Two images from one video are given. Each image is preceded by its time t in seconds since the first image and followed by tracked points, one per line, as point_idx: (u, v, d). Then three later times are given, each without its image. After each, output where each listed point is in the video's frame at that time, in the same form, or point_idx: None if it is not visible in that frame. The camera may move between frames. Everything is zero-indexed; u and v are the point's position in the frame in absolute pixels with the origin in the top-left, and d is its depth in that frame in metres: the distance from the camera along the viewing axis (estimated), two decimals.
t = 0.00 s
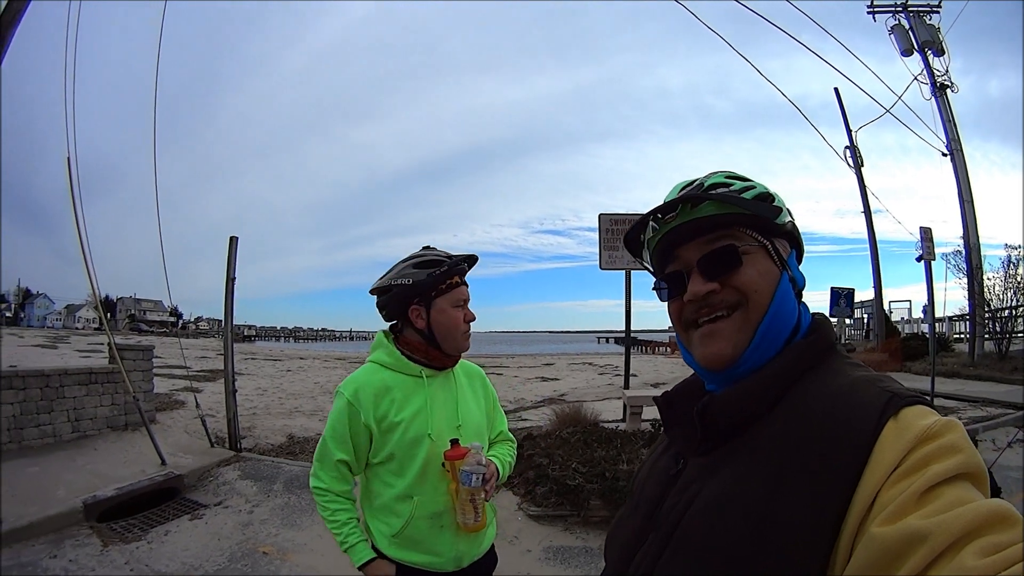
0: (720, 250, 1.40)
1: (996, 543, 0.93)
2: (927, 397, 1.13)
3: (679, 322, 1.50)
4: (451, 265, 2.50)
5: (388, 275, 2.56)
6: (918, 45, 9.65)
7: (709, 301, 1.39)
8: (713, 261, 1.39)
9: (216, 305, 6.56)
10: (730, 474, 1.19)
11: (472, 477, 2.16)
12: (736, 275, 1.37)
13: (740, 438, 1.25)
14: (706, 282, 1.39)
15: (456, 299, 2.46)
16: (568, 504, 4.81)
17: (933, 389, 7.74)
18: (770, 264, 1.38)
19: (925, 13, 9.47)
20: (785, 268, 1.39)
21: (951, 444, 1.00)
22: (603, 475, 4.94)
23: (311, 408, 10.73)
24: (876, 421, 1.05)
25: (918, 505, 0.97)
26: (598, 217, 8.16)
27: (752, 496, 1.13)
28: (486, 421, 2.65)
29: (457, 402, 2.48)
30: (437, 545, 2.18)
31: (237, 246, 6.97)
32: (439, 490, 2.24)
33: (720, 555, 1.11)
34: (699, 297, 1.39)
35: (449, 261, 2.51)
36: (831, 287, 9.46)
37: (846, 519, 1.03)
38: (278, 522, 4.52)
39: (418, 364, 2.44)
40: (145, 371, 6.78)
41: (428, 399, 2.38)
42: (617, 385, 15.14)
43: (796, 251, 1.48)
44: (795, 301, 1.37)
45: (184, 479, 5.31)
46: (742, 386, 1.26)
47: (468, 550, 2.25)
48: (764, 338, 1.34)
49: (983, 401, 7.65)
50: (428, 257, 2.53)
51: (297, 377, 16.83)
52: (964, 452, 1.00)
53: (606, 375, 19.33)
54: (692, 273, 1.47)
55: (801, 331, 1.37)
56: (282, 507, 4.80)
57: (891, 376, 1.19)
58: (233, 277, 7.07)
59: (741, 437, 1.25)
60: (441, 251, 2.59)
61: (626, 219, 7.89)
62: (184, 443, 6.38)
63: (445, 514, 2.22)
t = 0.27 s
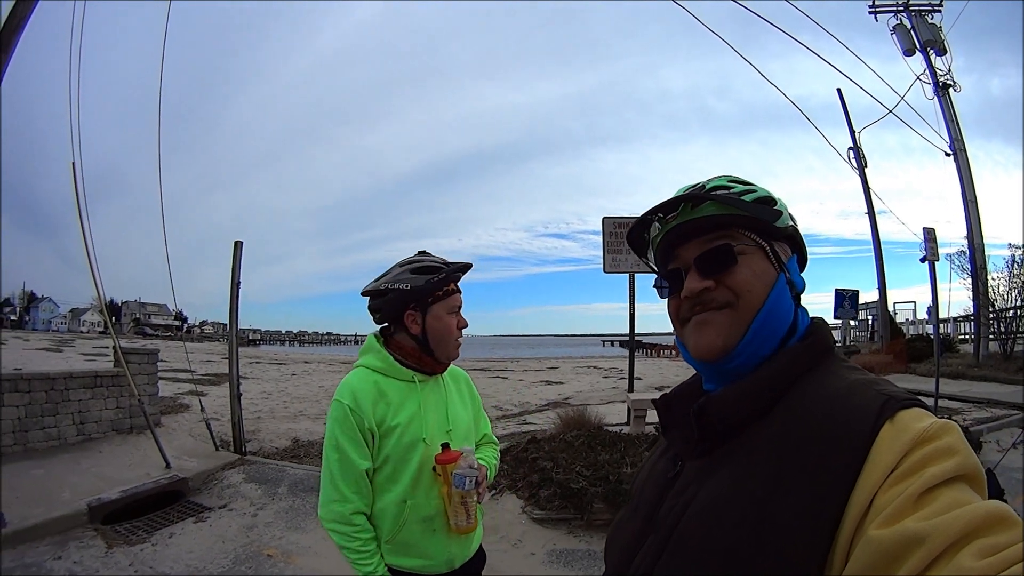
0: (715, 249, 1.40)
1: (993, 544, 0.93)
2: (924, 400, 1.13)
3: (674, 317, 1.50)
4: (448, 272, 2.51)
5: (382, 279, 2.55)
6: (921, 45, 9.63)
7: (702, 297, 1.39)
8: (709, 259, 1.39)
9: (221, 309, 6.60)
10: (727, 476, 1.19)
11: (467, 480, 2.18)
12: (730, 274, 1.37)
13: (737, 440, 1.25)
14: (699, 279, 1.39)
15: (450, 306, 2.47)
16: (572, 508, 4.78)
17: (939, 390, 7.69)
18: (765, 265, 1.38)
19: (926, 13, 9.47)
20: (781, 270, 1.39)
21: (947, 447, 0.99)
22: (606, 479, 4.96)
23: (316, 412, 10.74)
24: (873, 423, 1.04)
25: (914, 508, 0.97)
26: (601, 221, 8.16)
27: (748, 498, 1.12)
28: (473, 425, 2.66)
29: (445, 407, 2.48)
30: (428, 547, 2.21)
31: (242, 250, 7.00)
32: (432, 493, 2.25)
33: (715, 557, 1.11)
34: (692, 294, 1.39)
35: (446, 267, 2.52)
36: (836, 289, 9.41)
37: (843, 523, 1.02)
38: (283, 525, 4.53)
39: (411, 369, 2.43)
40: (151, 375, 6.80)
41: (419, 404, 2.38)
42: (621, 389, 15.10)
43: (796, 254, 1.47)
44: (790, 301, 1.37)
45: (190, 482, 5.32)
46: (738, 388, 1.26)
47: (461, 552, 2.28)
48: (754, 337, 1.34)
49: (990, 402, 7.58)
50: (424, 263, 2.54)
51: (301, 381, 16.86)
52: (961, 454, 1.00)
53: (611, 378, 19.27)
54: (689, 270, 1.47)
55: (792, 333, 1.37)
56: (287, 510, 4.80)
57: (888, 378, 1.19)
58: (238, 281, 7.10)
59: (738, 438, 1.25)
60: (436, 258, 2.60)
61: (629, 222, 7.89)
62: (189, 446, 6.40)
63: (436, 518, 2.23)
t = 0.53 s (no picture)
0: (709, 252, 1.40)
1: (991, 546, 0.94)
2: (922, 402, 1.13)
3: (670, 321, 1.49)
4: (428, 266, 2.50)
5: (365, 275, 2.56)
6: (922, 48, 9.65)
7: (699, 302, 1.38)
8: (704, 263, 1.39)
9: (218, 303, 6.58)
10: (725, 478, 1.19)
11: (460, 476, 2.20)
12: (725, 278, 1.37)
13: (735, 441, 1.25)
14: (695, 283, 1.39)
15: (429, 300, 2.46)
16: (567, 506, 4.80)
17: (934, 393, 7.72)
18: (761, 267, 1.38)
19: (928, 16, 9.48)
20: (778, 272, 1.39)
21: (946, 449, 1.00)
22: (602, 477, 4.98)
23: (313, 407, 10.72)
24: (871, 425, 1.05)
25: (913, 509, 0.97)
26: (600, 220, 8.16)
27: (746, 500, 1.13)
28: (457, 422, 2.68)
29: (432, 404, 2.49)
30: (418, 543, 2.21)
31: (240, 245, 6.99)
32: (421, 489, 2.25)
33: (713, 559, 1.11)
34: (689, 298, 1.38)
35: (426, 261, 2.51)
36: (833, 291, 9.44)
37: (841, 524, 1.03)
38: (279, 520, 4.53)
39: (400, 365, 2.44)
40: (147, 369, 6.78)
41: (407, 401, 2.38)
42: (618, 388, 15.11)
43: (793, 256, 1.47)
44: (787, 304, 1.37)
45: (186, 476, 5.31)
46: (736, 390, 1.26)
47: (450, 545, 2.30)
48: (752, 340, 1.34)
49: (985, 405, 7.61)
50: (406, 258, 2.53)
51: (298, 377, 16.83)
52: (959, 456, 1.00)
53: (608, 377, 19.29)
54: (685, 274, 1.47)
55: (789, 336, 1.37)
56: (283, 506, 4.80)
57: (886, 380, 1.19)
58: (236, 276, 7.08)
59: (736, 440, 1.25)
60: (419, 252, 2.59)
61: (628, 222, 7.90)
62: (185, 440, 6.39)
63: (426, 513, 2.24)
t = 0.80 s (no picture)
0: (708, 253, 1.40)
1: (991, 545, 0.93)
2: (923, 403, 1.13)
3: (671, 321, 1.50)
4: (389, 265, 2.51)
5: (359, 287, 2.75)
6: (922, 52, 9.66)
7: (699, 302, 1.38)
8: (704, 264, 1.39)
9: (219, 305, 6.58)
10: (726, 479, 1.19)
11: (445, 477, 2.19)
12: (725, 279, 1.37)
13: (735, 442, 1.25)
14: (695, 284, 1.39)
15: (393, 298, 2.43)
16: (567, 509, 4.79)
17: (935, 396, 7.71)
18: (760, 268, 1.38)
19: (928, 20, 9.50)
20: (779, 273, 1.39)
21: (947, 448, 1.00)
22: (602, 480, 4.96)
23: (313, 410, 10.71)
24: (872, 426, 1.05)
25: (913, 510, 0.97)
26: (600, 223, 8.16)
27: (746, 502, 1.12)
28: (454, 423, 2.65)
29: (426, 405, 2.47)
30: (406, 543, 2.19)
31: (241, 246, 6.99)
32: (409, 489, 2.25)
33: (714, 561, 1.11)
34: (688, 300, 1.39)
35: (386, 260, 2.51)
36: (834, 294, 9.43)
37: (842, 525, 1.03)
38: (278, 522, 4.52)
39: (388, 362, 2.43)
40: (147, 370, 6.78)
41: (399, 403, 2.37)
42: (618, 392, 15.08)
43: (794, 256, 1.47)
44: (787, 304, 1.37)
45: (185, 478, 5.31)
46: (737, 391, 1.26)
47: (440, 546, 2.28)
48: (752, 339, 1.34)
49: (986, 409, 7.60)
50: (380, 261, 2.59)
51: (298, 379, 16.81)
52: (959, 456, 1.00)
53: (608, 380, 19.27)
54: (685, 274, 1.47)
55: (789, 336, 1.37)
56: (282, 508, 4.80)
57: (886, 381, 1.19)
58: (237, 277, 7.09)
59: (736, 442, 1.25)
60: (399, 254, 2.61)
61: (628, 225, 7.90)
62: (185, 442, 6.39)
63: (415, 513, 2.23)
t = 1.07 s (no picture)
0: (709, 252, 1.40)
1: (991, 545, 0.93)
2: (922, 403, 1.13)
3: (671, 320, 1.50)
4: (385, 273, 2.50)
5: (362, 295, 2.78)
6: (918, 53, 9.71)
7: (700, 300, 1.39)
8: (706, 261, 1.40)
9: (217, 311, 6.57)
10: (726, 479, 1.19)
11: (433, 487, 2.12)
12: (726, 277, 1.37)
13: (735, 443, 1.25)
14: (697, 282, 1.39)
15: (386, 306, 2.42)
16: (566, 513, 4.78)
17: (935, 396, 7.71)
18: (762, 267, 1.38)
19: (923, 21, 9.56)
20: (780, 273, 1.39)
21: (946, 448, 1.00)
22: (601, 484, 4.94)
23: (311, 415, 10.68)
24: (872, 425, 1.05)
25: (912, 510, 0.97)
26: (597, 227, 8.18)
27: (746, 502, 1.12)
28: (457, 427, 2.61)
29: (422, 409, 2.45)
30: (399, 547, 2.17)
31: (239, 252, 6.98)
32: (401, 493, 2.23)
33: (715, 561, 1.11)
34: (690, 298, 1.39)
35: (382, 268, 2.51)
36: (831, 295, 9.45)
37: (841, 524, 1.03)
38: (278, 528, 4.50)
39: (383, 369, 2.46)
40: (146, 377, 6.77)
41: (389, 409, 2.37)
42: (617, 395, 15.06)
43: (795, 257, 1.48)
44: (788, 303, 1.38)
45: (184, 484, 5.29)
46: (737, 391, 1.26)
47: (434, 551, 2.22)
48: (753, 338, 1.34)
49: (984, 408, 7.62)
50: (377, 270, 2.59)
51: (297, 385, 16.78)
52: (959, 456, 1.00)
53: (607, 384, 19.25)
54: (686, 273, 1.48)
55: (790, 334, 1.37)
56: (282, 514, 4.78)
57: (886, 381, 1.19)
58: (235, 283, 7.08)
59: (736, 442, 1.25)
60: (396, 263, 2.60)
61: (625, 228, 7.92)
62: (183, 448, 6.37)
63: (407, 518, 2.21)
